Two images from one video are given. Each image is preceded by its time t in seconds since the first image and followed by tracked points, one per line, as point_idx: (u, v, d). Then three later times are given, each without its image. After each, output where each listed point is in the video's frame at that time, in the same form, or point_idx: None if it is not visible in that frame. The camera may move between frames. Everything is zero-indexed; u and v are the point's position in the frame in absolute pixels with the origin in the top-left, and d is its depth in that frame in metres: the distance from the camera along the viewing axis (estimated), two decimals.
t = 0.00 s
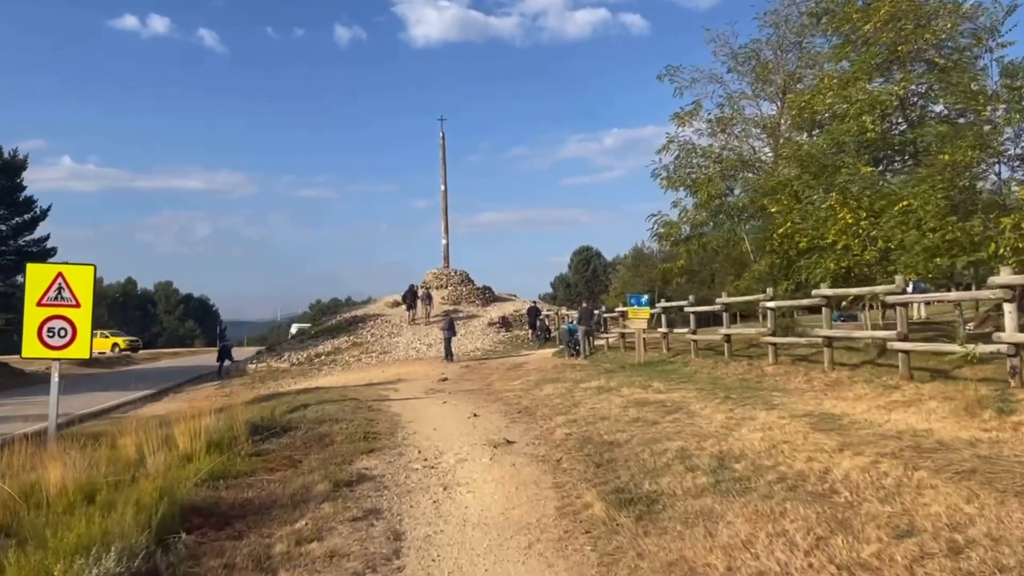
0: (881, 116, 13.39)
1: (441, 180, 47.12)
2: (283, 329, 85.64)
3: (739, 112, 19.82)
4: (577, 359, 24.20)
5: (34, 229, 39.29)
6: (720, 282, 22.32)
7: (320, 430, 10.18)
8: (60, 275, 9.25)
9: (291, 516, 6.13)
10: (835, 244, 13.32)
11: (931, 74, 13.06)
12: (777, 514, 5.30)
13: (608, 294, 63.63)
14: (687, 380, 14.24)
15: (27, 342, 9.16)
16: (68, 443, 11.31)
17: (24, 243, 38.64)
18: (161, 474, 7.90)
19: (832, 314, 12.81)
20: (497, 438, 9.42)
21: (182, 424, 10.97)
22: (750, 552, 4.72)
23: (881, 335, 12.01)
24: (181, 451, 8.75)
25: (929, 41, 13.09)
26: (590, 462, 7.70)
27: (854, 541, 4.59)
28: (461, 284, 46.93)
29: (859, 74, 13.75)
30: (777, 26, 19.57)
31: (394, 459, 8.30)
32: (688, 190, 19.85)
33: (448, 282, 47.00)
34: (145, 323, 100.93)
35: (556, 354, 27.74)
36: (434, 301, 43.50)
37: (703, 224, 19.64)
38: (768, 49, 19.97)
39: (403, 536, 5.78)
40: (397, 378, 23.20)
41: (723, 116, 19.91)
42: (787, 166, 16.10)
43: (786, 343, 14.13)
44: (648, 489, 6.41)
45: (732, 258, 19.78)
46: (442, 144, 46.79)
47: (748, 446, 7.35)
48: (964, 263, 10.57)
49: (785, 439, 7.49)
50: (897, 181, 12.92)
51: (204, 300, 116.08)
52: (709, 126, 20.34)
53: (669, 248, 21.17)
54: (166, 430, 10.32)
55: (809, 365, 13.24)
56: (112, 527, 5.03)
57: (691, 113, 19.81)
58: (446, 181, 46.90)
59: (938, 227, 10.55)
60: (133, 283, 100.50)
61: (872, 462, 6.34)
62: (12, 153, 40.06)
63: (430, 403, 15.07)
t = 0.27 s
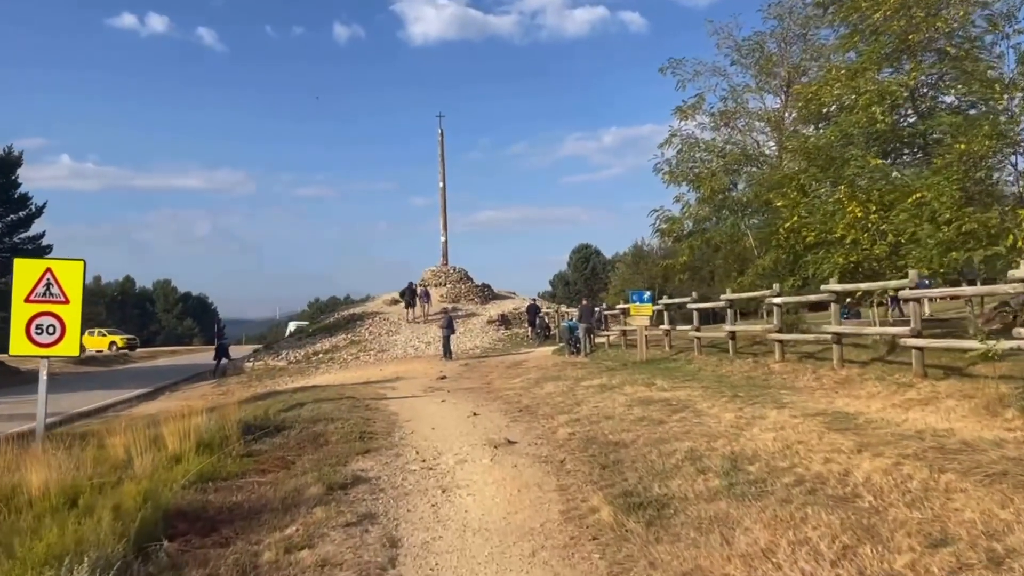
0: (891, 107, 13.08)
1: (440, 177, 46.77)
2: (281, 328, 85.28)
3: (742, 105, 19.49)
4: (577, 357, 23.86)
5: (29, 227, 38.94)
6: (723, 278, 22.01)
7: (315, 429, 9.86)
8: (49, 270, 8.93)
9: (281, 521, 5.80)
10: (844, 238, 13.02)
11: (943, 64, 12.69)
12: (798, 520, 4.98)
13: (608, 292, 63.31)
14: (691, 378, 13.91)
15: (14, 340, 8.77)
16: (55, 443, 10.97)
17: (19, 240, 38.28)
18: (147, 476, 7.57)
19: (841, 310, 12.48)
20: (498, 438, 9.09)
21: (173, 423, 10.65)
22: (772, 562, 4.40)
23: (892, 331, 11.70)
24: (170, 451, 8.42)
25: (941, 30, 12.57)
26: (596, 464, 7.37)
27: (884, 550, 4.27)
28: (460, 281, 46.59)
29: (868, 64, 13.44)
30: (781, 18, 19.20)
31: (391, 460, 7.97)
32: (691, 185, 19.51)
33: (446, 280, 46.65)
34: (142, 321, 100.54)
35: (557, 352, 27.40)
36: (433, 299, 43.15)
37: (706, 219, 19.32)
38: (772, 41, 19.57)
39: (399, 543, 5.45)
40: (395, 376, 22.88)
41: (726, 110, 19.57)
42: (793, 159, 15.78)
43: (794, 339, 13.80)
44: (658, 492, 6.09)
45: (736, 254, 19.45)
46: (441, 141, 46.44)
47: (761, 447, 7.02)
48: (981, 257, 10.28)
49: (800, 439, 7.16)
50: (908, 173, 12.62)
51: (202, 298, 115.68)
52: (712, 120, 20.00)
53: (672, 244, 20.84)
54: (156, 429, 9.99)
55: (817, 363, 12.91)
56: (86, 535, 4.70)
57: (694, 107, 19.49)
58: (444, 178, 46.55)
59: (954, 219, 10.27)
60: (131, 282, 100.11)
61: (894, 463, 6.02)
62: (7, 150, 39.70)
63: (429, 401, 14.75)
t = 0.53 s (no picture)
0: (903, 101, 12.74)
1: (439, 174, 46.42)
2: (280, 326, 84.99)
3: (747, 100, 19.14)
4: (579, 356, 23.53)
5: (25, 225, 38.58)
6: (727, 277, 21.67)
7: (309, 433, 9.52)
8: (37, 268, 8.55)
9: (270, 537, 5.45)
10: (854, 236, 12.67)
11: (956, 55, 12.38)
12: (824, 538, 4.63)
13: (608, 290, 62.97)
14: (696, 380, 13.56)
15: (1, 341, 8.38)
16: (41, 446, 10.60)
17: (14, 237, 37.90)
18: (132, 485, 7.23)
19: (852, 310, 12.14)
20: (499, 443, 8.75)
21: (163, 426, 10.30)
22: None
23: (905, 331, 11.36)
24: (157, 458, 8.07)
25: (954, 22, 12.33)
26: (602, 472, 7.03)
27: None
28: (459, 279, 46.25)
29: (878, 57, 13.09)
30: (787, 12, 18.86)
31: (388, 468, 7.62)
32: (695, 181, 19.17)
33: (446, 278, 46.32)
34: (141, 319, 100.19)
35: (557, 351, 27.07)
36: (432, 298, 42.83)
37: (710, 216, 18.98)
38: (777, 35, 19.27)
39: (395, 561, 5.10)
40: (394, 376, 22.55)
41: (731, 105, 19.22)
42: (801, 155, 15.43)
43: (802, 339, 13.45)
44: (669, 504, 5.75)
45: (741, 252, 19.11)
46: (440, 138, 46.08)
47: (776, 455, 6.68)
48: (999, 254, 9.95)
49: (817, 446, 6.82)
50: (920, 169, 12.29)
51: (201, 296, 115.37)
52: (716, 116, 19.65)
53: (675, 242, 20.50)
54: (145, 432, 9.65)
55: (827, 363, 12.57)
56: (56, 557, 4.34)
57: (698, 102, 19.15)
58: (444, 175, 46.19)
59: (972, 215, 9.94)
60: (129, 280, 99.75)
61: (921, 475, 5.67)
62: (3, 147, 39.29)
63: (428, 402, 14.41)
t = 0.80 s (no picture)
0: (917, 91, 12.43)
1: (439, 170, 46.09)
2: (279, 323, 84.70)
3: (753, 93, 18.81)
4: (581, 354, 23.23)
5: (21, 221, 38.25)
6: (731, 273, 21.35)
7: (307, 432, 9.19)
8: (26, 262, 8.16)
9: (263, 543, 5.13)
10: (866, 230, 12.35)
11: (972, 44, 12.06)
12: (857, 546, 4.32)
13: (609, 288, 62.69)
14: (704, 377, 13.24)
15: None
16: (30, 445, 10.27)
17: (10, 233, 37.54)
18: (120, 486, 6.90)
19: (865, 305, 11.82)
20: (504, 442, 8.43)
21: (155, 424, 9.99)
22: None
23: (921, 327, 11.04)
24: (147, 458, 7.75)
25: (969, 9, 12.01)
26: (612, 473, 6.71)
27: None
28: (459, 277, 45.94)
29: (891, 46, 12.76)
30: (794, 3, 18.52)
31: (388, 469, 7.30)
32: (700, 176, 18.84)
33: (446, 275, 46.01)
34: (140, 316, 99.86)
35: (559, 349, 26.77)
36: (432, 295, 42.54)
37: (716, 211, 18.65)
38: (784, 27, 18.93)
39: (396, 569, 4.78)
40: (394, 373, 22.22)
41: (737, 98, 18.89)
42: (811, 147, 15.10)
43: (812, 336, 13.14)
44: (686, 508, 5.43)
45: (746, 248, 18.79)
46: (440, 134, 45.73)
47: (795, 456, 6.37)
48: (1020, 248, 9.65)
49: (838, 446, 6.50)
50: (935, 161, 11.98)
51: (200, 294, 115.05)
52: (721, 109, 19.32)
53: (680, 237, 20.18)
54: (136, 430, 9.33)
55: (838, 361, 12.25)
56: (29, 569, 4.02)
57: (703, 95, 18.82)
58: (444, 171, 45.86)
59: (992, 208, 9.64)
60: (127, 277, 99.41)
61: (954, 478, 5.36)
62: None
63: (429, 400, 14.09)
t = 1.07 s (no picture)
0: (933, 85, 12.11)
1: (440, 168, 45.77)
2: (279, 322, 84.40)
3: (761, 89, 18.49)
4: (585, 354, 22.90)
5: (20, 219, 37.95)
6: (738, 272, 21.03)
7: (305, 437, 8.87)
8: (16, 261, 7.81)
9: (257, 561, 4.80)
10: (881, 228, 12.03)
11: (990, 37, 11.75)
12: (898, 569, 3.99)
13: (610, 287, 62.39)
14: (713, 379, 12.91)
15: None
16: (19, 449, 9.94)
17: (7, 232, 37.19)
18: (108, 497, 6.58)
19: (882, 305, 11.47)
20: (510, 449, 8.11)
21: (149, 427, 9.66)
22: None
23: (939, 328, 10.71)
24: (138, 465, 7.43)
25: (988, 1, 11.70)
26: (626, 483, 6.38)
27: None
28: (460, 275, 45.62)
29: (906, 39, 12.45)
30: None
31: (390, 478, 6.97)
32: (707, 173, 18.52)
33: (447, 274, 45.69)
34: (139, 315, 99.57)
35: (562, 348, 26.46)
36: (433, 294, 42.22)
37: (723, 209, 18.33)
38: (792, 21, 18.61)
39: None
40: (394, 373, 21.89)
41: (744, 94, 18.57)
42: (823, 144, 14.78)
43: (824, 337, 12.81)
44: (708, 523, 5.09)
45: (754, 247, 18.47)
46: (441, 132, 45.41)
47: (820, 465, 6.04)
48: None
49: (864, 455, 6.17)
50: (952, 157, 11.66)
51: (200, 293, 114.77)
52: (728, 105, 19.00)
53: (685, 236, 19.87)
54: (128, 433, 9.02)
55: (852, 363, 11.93)
56: None
57: (710, 91, 18.50)
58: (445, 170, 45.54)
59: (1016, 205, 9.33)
60: (127, 276, 99.11)
61: (993, 492, 5.04)
62: None
63: (431, 402, 13.77)
